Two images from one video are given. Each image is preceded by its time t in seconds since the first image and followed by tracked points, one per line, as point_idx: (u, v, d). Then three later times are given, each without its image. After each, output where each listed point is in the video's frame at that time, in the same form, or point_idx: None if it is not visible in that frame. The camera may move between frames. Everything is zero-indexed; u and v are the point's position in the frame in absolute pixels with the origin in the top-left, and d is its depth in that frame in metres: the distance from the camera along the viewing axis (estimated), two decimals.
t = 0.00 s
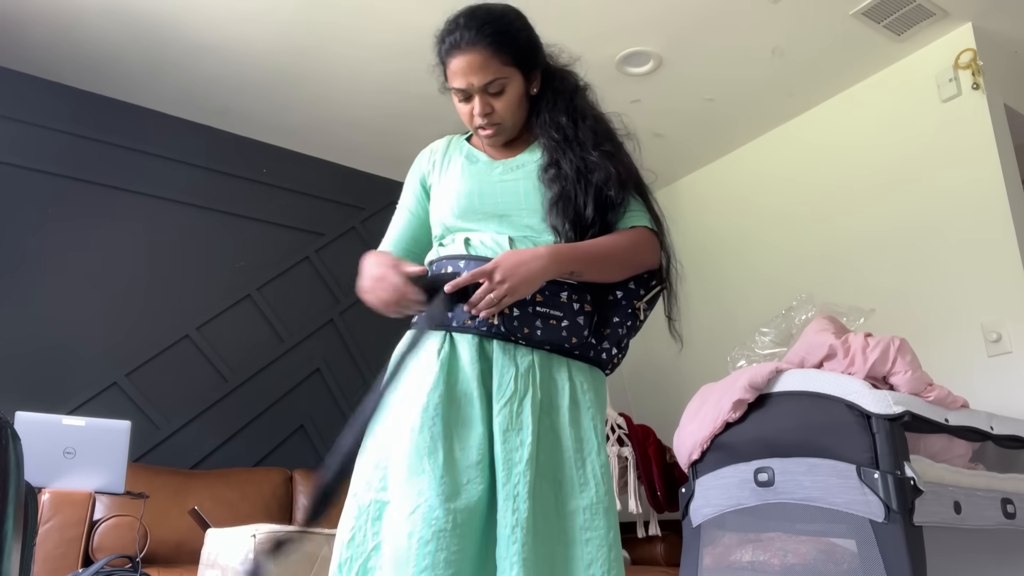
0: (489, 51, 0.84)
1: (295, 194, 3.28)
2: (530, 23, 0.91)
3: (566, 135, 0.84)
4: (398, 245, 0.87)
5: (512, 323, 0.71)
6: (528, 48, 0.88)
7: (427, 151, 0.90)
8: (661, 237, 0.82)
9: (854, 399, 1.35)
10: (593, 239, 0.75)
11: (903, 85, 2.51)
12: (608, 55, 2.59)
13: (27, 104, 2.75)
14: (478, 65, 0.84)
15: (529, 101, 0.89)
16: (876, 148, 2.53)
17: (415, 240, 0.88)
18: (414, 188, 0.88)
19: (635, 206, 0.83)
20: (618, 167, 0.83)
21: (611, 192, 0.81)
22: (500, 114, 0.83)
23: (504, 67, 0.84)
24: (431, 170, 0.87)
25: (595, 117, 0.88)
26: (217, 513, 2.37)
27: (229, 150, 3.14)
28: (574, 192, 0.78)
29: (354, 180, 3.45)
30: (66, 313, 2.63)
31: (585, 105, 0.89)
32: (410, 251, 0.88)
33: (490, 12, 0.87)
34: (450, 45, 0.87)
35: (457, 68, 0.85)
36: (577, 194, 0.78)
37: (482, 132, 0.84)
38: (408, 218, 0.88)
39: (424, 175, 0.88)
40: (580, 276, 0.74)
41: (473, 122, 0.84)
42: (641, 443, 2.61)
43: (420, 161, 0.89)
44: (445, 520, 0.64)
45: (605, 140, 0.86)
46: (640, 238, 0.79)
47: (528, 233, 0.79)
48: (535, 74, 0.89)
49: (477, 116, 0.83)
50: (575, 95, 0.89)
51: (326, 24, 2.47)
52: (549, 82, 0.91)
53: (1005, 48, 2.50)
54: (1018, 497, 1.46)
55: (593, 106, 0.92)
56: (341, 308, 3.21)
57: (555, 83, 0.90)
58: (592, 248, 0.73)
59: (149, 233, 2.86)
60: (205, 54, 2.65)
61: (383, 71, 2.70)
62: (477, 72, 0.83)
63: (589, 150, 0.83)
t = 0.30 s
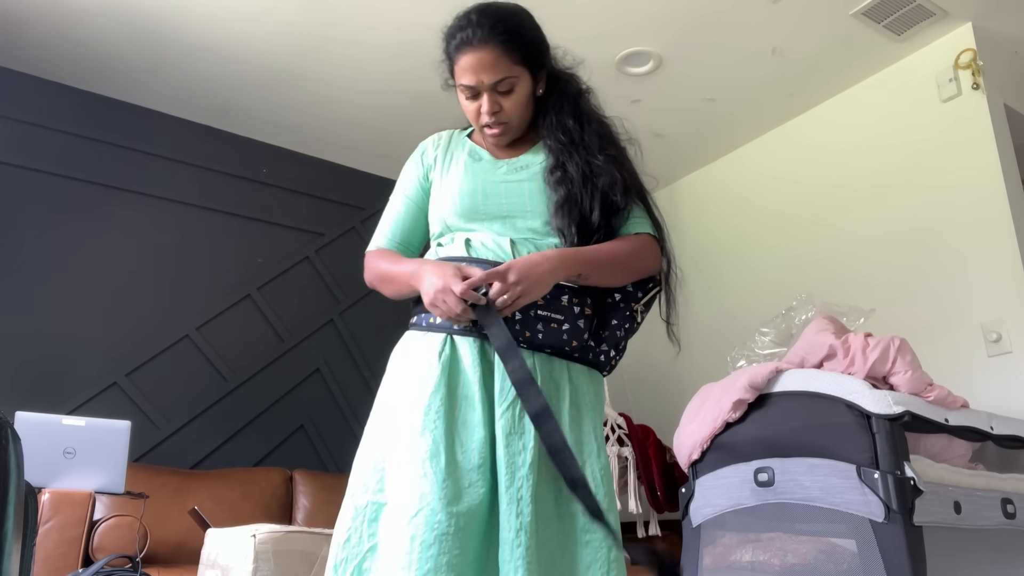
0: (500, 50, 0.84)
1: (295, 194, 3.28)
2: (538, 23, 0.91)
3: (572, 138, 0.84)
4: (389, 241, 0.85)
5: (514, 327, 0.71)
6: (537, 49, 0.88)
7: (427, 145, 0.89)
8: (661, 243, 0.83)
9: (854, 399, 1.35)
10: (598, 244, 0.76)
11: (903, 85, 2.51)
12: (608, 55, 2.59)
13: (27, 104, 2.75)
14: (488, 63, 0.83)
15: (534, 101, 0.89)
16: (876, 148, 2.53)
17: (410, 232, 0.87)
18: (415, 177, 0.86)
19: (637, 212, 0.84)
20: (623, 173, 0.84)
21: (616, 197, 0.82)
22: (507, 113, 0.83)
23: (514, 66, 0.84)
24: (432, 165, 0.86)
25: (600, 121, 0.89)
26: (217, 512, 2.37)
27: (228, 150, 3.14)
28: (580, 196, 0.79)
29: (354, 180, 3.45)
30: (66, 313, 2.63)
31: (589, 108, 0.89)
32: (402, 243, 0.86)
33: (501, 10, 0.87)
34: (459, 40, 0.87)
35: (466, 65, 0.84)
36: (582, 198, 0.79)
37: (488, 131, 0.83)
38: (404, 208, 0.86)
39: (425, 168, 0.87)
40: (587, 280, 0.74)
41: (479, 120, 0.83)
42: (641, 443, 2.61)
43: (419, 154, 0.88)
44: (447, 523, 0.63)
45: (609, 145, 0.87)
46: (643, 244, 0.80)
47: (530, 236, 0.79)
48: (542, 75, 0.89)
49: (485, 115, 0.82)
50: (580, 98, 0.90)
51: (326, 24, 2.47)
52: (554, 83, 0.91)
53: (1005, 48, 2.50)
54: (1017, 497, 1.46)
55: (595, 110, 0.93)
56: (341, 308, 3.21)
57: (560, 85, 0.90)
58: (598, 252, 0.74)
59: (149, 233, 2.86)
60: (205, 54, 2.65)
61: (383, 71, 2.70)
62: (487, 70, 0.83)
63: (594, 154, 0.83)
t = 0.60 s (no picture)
0: (512, 47, 0.84)
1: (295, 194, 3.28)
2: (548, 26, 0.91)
3: (579, 138, 0.85)
4: (387, 235, 0.83)
5: (516, 327, 0.72)
6: (547, 50, 0.88)
7: (429, 142, 0.88)
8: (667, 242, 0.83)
9: (854, 399, 1.35)
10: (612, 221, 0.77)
11: (903, 85, 2.51)
12: (608, 55, 2.59)
13: (27, 104, 2.75)
14: (501, 59, 0.83)
15: (540, 101, 0.89)
16: (876, 148, 2.53)
17: (406, 228, 0.85)
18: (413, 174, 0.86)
19: (645, 211, 0.85)
20: (628, 176, 0.85)
21: (625, 195, 0.83)
22: (515, 110, 0.83)
23: (524, 64, 0.84)
24: (434, 163, 0.86)
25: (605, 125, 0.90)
26: (217, 512, 2.37)
27: (228, 150, 3.14)
28: (586, 196, 0.80)
29: (354, 180, 3.45)
30: (67, 313, 2.64)
31: (594, 111, 0.90)
32: (400, 239, 0.84)
33: (514, 9, 0.88)
34: (472, 35, 0.87)
35: (476, 60, 0.84)
36: (587, 199, 0.80)
37: (493, 126, 0.83)
38: (401, 204, 0.85)
39: (426, 165, 0.86)
40: (602, 249, 0.74)
41: (485, 116, 0.83)
42: (641, 443, 2.61)
43: (420, 151, 0.88)
44: (450, 523, 0.63)
45: (613, 148, 0.88)
46: (648, 240, 0.79)
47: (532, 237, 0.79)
48: (550, 76, 0.89)
49: (493, 111, 0.82)
50: (585, 101, 0.90)
51: (326, 24, 2.47)
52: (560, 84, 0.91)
53: (1005, 48, 2.49)
54: (1017, 497, 1.46)
55: (600, 114, 0.94)
56: (341, 308, 3.21)
57: (566, 87, 0.91)
58: (612, 224, 0.75)
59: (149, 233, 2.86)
60: (204, 54, 2.65)
61: (383, 71, 2.70)
62: (499, 66, 0.83)
63: (599, 156, 0.83)
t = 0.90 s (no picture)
0: (504, 47, 0.85)
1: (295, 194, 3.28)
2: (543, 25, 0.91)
3: (578, 140, 0.85)
4: (381, 235, 0.83)
5: (518, 326, 0.71)
6: (541, 48, 0.88)
7: (428, 143, 0.88)
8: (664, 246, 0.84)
9: (854, 399, 1.35)
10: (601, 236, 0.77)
11: (903, 85, 2.51)
12: (607, 55, 2.59)
13: (27, 104, 2.75)
14: (492, 59, 0.83)
15: (536, 101, 0.89)
16: (876, 149, 2.53)
17: (402, 227, 0.85)
18: (411, 174, 0.86)
19: (640, 217, 0.85)
20: (628, 176, 0.85)
21: (622, 199, 0.83)
22: (508, 110, 0.83)
23: (517, 64, 0.84)
24: (434, 162, 0.86)
25: (604, 126, 0.90)
26: (217, 512, 2.37)
27: (228, 150, 3.14)
28: (584, 196, 0.80)
29: (354, 180, 3.46)
30: (67, 313, 2.64)
31: (592, 111, 0.90)
32: (395, 238, 0.84)
33: (506, 8, 0.88)
34: (463, 37, 0.87)
35: (469, 60, 0.84)
36: (586, 200, 0.80)
37: (487, 126, 0.83)
38: (398, 203, 0.85)
39: (424, 164, 0.86)
40: (593, 266, 0.75)
41: (479, 116, 0.83)
42: (641, 443, 2.61)
43: (418, 152, 0.87)
44: (452, 522, 0.64)
45: (613, 149, 0.88)
46: (644, 243, 0.80)
47: (533, 235, 0.79)
48: (545, 75, 0.89)
49: (485, 111, 0.82)
50: (583, 101, 0.90)
51: (326, 24, 2.47)
52: (556, 84, 0.91)
53: (1005, 48, 2.50)
54: (1017, 497, 1.46)
55: (599, 114, 0.94)
56: (342, 308, 3.22)
57: (562, 87, 0.91)
58: (602, 240, 0.76)
59: (149, 234, 2.86)
60: (205, 54, 2.65)
61: (383, 71, 2.70)
62: (491, 66, 0.83)
63: (599, 158, 0.83)
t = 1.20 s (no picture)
0: (491, 48, 0.84)
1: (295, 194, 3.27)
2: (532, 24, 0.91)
3: (572, 139, 0.85)
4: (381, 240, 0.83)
5: (517, 324, 0.71)
6: (530, 47, 0.88)
7: (424, 146, 0.88)
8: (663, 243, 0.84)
9: (854, 399, 1.35)
10: (595, 237, 0.77)
11: (903, 85, 2.51)
12: (607, 55, 2.59)
13: (27, 104, 2.75)
14: (479, 60, 0.83)
15: (528, 100, 0.89)
16: (876, 149, 2.53)
17: (403, 232, 0.85)
18: (408, 177, 0.86)
19: (637, 212, 0.85)
20: (623, 174, 0.85)
21: (617, 198, 0.83)
22: (498, 110, 0.83)
23: (504, 64, 0.84)
24: (431, 163, 0.85)
25: (598, 124, 0.90)
26: (217, 512, 2.37)
27: (228, 150, 3.14)
28: (580, 196, 0.80)
29: (354, 180, 3.46)
30: (67, 313, 2.64)
31: (587, 110, 0.90)
32: (394, 242, 0.84)
33: (492, 8, 0.87)
34: (450, 40, 0.87)
35: (457, 64, 0.84)
36: (583, 199, 0.80)
37: (479, 128, 0.83)
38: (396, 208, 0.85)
39: (420, 166, 0.86)
40: (589, 266, 0.74)
41: (471, 118, 0.83)
42: (641, 443, 2.61)
43: (414, 154, 0.88)
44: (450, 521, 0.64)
45: (608, 147, 0.88)
46: (643, 240, 0.81)
47: (532, 233, 0.79)
48: (535, 74, 0.89)
49: (476, 112, 0.82)
50: (576, 99, 0.90)
51: (326, 24, 2.47)
52: (548, 83, 0.91)
53: (1005, 48, 2.50)
54: (1018, 497, 1.46)
55: (593, 112, 0.93)
56: (341, 308, 3.22)
57: (554, 85, 0.91)
58: (597, 240, 0.75)
59: (149, 234, 2.86)
60: (205, 54, 2.65)
61: (384, 71, 2.70)
62: (478, 68, 0.83)
63: (594, 157, 0.83)
